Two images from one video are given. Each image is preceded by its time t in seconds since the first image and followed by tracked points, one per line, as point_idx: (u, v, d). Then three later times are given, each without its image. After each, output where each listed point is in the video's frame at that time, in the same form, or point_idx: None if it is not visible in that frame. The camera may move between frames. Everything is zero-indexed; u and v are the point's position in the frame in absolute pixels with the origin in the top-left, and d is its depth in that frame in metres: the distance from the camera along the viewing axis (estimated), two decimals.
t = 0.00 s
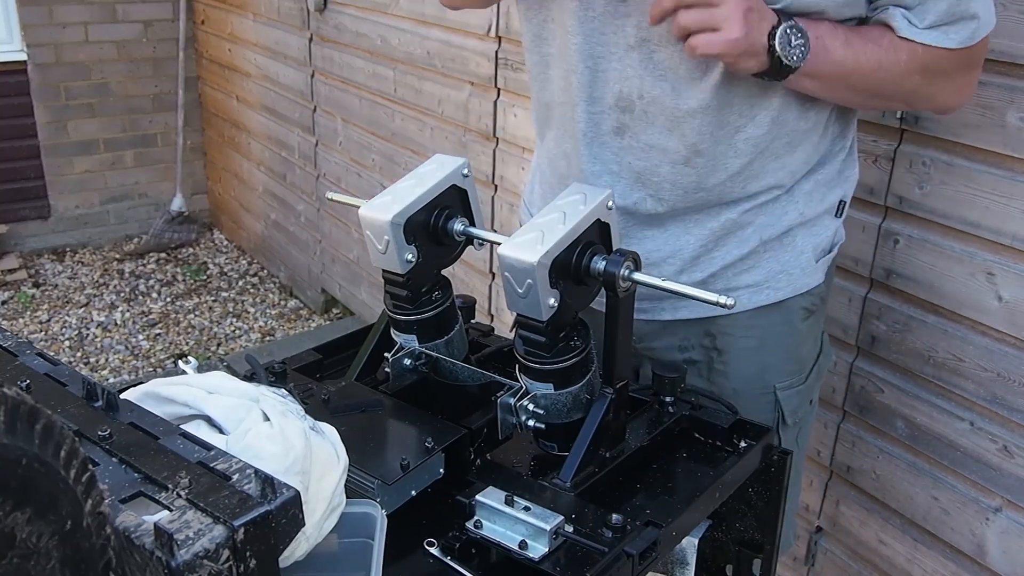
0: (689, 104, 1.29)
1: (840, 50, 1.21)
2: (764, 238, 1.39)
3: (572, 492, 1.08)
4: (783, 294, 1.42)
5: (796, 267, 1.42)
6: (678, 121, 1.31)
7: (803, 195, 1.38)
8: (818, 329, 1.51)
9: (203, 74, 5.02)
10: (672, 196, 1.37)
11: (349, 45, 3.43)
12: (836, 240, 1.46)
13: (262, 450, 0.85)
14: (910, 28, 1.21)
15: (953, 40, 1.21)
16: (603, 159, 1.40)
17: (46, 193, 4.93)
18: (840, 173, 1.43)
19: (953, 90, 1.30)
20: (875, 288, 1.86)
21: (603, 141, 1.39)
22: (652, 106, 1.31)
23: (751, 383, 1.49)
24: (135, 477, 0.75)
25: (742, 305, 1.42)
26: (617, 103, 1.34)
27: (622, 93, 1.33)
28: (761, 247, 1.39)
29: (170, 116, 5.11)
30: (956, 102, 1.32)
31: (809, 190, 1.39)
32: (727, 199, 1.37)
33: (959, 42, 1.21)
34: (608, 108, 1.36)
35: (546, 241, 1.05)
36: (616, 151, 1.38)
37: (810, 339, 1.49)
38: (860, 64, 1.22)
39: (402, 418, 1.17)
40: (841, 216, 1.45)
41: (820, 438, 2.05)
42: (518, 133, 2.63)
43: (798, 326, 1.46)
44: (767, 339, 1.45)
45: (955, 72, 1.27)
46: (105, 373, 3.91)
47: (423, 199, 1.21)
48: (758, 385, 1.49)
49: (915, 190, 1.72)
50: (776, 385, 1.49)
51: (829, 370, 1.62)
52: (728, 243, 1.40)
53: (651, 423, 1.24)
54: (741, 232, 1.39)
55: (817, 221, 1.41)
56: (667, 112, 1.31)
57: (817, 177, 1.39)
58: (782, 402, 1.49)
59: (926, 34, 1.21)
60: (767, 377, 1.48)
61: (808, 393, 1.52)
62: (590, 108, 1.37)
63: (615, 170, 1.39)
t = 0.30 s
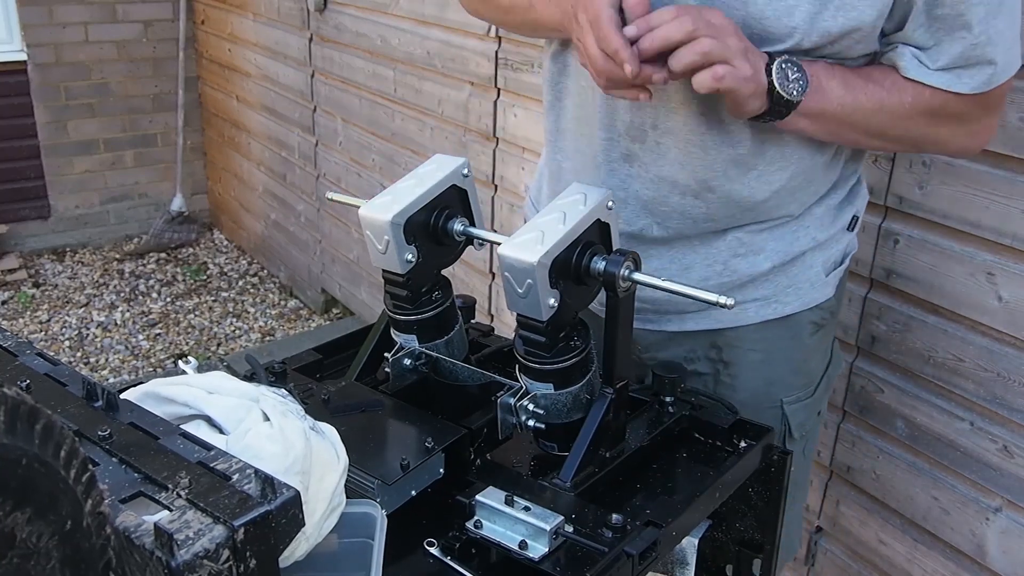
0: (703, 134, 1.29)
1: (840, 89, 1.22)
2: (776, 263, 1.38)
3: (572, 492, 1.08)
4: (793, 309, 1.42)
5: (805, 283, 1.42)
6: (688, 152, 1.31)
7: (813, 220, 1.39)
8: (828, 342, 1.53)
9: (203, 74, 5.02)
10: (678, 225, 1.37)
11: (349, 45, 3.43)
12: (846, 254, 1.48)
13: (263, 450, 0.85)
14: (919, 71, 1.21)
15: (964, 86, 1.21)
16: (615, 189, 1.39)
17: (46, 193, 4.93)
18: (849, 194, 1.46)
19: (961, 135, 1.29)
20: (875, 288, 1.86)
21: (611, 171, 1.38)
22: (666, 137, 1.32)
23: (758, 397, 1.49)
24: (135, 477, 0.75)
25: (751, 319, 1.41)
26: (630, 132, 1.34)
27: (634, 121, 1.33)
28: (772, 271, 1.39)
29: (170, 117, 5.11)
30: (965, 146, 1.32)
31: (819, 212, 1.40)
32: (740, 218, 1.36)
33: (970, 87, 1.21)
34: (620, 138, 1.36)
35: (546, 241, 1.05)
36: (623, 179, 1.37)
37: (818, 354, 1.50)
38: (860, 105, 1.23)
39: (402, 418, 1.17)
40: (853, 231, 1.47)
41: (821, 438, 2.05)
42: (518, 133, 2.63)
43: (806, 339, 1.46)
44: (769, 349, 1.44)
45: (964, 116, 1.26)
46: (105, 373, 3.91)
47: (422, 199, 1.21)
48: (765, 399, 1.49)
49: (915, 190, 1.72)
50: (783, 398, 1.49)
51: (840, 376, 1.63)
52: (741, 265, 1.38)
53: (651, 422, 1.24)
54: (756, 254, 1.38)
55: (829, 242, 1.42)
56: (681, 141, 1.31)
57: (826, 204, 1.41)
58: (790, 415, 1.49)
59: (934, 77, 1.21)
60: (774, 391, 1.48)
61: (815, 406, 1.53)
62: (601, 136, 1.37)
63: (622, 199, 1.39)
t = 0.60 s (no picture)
0: (716, 153, 1.28)
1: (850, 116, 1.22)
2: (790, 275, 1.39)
3: (572, 492, 1.08)
4: (804, 319, 1.43)
5: (818, 292, 1.42)
6: (701, 169, 1.31)
7: (829, 233, 1.40)
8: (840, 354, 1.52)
9: (203, 74, 5.02)
10: (691, 238, 1.38)
11: (349, 45, 3.43)
12: (861, 262, 1.48)
13: (262, 450, 0.85)
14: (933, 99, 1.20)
15: (978, 115, 1.20)
16: (626, 198, 1.40)
17: (45, 193, 4.93)
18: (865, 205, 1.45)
19: (971, 162, 1.29)
20: (874, 288, 1.86)
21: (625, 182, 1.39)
22: (677, 152, 1.31)
23: (770, 407, 1.50)
24: (135, 477, 0.75)
25: (762, 328, 1.43)
26: (641, 146, 1.33)
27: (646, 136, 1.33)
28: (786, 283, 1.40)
29: (170, 116, 5.11)
30: (975, 171, 1.31)
31: (835, 226, 1.40)
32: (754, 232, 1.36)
33: (985, 115, 1.20)
34: (632, 150, 1.36)
35: (545, 241, 1.05)
36: (633, 191, 1.39)
37: (830, 362, 1.51)
38: (870, 130, 1.22)
39: (403, 418, 1.17)
40: (868, 239, 1.47)
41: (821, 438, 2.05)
42: (518, 133, 2.63)
43: (818, 349, 1.47)
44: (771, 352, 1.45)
45: (975, 144, 1.26)
46: (105, 373, 3.91)
47: (423, 199, 1.21)
48: (776, 409, 1.50)
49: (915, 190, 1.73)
50: (795, 409, 1.50)
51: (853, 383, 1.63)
52: (753, 278, 1.39)
53: (651, 423, 1.24)
54: (770, 268, 1.38)
55: (844, 253, 1.42)
56: (694, 159, 1.30)
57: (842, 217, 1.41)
58: (801, 425, 1.50)
59: (948, 105, 1.20)
60: (785, 401, 1.49)
61: (828, 414, 1.54)
62: (614, 146, 1.37)
63: (634, 208, 1.40)
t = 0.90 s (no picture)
0: (734, 171, 1.29)
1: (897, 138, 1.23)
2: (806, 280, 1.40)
3: (572, 492, 1.09)
4: (816, 323, 1.44)
5: (830, 298, 1.44)
6: (720, 184, 1.32)
7: (844, 239, 1.41)
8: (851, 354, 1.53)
9: (203, 74, 5.02)
10: (709, 251, 1.39)
11: (349, 45, 3.43)
12: (872, 266, 1.49)
13: (264, 448, 0.85)
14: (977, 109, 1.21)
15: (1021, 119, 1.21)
16: (628, 199, 1.40)
17: (46, 193, 4.93)
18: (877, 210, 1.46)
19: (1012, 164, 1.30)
20: (875, 288, 1.86)
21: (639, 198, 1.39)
22: (696, 166, 1.32)
23: (781, 413, 1.49)
24: (135, 477, 0.75)
25: (774, 334, 1.44)
26: (658, 161, 1.34)
27: (662, 151, 1.32)
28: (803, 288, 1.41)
29: (170, 116, 5.11)
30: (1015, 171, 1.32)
31: (848, 232, 1.42)
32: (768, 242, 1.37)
33: None
34: (644, 164, 1.35)
35: (545, 241, 1.05)
36: (649, 206, 1.40)
37: (841, 368, 1.51)
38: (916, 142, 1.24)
39: (402, 417, 1.17)
40: (881, 243, 1.48)
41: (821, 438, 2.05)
42: (518, 133, 2.63)
43: (833, 355, 1.48)
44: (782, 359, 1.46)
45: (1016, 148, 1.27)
46: (106, 373, 3.91)
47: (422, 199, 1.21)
48: (788, 414, 1.49)
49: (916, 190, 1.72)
50: (805, 412, 1.49)
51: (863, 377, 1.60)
52: (767, 286, 1.40)
53: (651, 423, 1.24)
54: (783, 276, 1.40)
55: (857, 259, 1.44)
56: (713, 173, 1.31)
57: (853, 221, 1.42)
58: (811, 429, 1.50)
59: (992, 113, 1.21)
60: (796, 406, 1.49)
61: (837, 417, 1.53)
62: (628, 162, 1.36)
63: (649, 222, 1.41)
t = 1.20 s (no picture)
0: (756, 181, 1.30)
1: (926, 141, 1.26)
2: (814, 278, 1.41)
3: (572, 492, 1.08)
4: (824, 322, 1.45)
5: (836, 296, 1.44)
6: (745, 198, 1.32)
7: (852, 238, 1.41)
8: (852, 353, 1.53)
9: (203, 74, 5.02)
10: (725, 261, 1.39)
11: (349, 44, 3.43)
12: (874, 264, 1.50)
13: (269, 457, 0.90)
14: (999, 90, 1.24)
15: None
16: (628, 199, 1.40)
17: (45, 193, 4.93)
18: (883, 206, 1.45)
19: None
20: (875, 288, 1.86)
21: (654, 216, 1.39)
22: (718, 183, 1.31)
23: (788, 410, 1.49)
24: (135, 477, 0.74)
25: (781, 333, 1.44)
26: (679, 180, 1.33)
27: (682, 170, 1.32)
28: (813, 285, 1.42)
29: (170, 116, 5.11)
30: None
31: (855, 230, 1.41)
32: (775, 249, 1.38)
33: None
34: (664, 184, 1.34)
35: (545, 241, 1.05)
36: (669, 228, 1.39)
37: (841, 363, 1.50)
38: (945, 139, 1.28)
39: (403, 417, 1.16)
40: (884, 240, 1.48)
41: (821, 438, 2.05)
42: (518, 133, 2.63)
43: (837, 353, 1.48)
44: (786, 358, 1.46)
45: None
46: (105, 373, 3.91)
47: (422, 199, 1.21)
48: (794, 412, 1.49)
49: (916, 190, 1.72)
50: (811, 410, 1.49)
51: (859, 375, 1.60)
52: (774, 286, 1.41)
53: (651, 423, 1.24)
54: (791, 278, 1.40)
55: (862, 256, 1.43)
56: (735, 187, 1.31)
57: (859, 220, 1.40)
58: (817, 426, 1.49)
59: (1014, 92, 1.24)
60: (802, 403, 1.48)
61: (841, 415, 1.54)
62: (648, 181, 1.36)
63: (667, 243, 1.41)
